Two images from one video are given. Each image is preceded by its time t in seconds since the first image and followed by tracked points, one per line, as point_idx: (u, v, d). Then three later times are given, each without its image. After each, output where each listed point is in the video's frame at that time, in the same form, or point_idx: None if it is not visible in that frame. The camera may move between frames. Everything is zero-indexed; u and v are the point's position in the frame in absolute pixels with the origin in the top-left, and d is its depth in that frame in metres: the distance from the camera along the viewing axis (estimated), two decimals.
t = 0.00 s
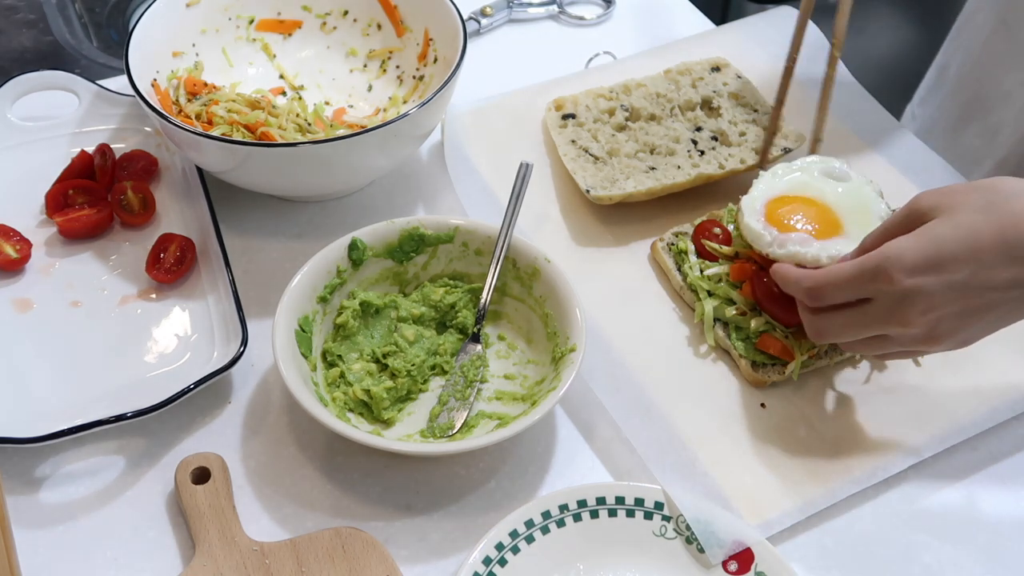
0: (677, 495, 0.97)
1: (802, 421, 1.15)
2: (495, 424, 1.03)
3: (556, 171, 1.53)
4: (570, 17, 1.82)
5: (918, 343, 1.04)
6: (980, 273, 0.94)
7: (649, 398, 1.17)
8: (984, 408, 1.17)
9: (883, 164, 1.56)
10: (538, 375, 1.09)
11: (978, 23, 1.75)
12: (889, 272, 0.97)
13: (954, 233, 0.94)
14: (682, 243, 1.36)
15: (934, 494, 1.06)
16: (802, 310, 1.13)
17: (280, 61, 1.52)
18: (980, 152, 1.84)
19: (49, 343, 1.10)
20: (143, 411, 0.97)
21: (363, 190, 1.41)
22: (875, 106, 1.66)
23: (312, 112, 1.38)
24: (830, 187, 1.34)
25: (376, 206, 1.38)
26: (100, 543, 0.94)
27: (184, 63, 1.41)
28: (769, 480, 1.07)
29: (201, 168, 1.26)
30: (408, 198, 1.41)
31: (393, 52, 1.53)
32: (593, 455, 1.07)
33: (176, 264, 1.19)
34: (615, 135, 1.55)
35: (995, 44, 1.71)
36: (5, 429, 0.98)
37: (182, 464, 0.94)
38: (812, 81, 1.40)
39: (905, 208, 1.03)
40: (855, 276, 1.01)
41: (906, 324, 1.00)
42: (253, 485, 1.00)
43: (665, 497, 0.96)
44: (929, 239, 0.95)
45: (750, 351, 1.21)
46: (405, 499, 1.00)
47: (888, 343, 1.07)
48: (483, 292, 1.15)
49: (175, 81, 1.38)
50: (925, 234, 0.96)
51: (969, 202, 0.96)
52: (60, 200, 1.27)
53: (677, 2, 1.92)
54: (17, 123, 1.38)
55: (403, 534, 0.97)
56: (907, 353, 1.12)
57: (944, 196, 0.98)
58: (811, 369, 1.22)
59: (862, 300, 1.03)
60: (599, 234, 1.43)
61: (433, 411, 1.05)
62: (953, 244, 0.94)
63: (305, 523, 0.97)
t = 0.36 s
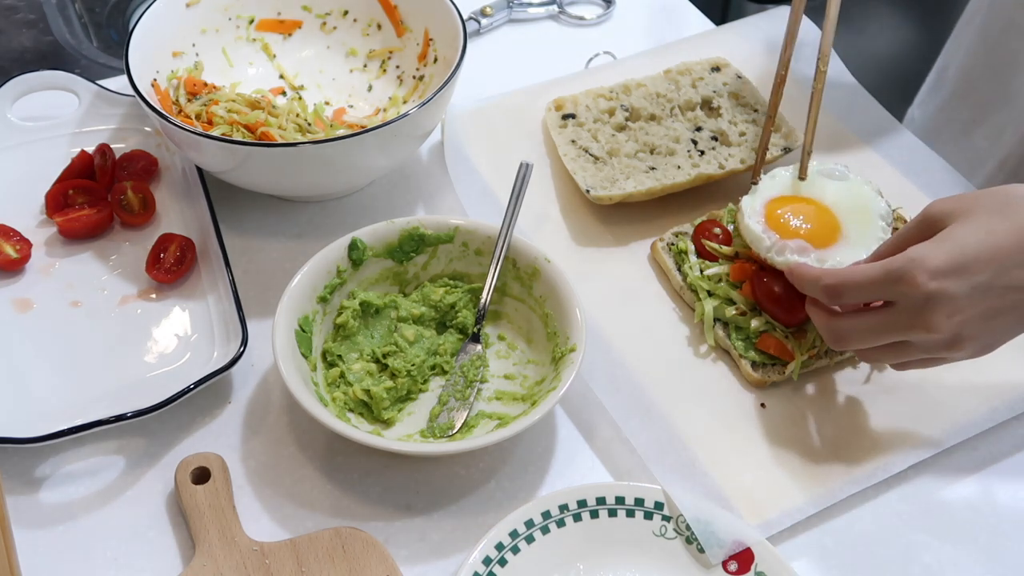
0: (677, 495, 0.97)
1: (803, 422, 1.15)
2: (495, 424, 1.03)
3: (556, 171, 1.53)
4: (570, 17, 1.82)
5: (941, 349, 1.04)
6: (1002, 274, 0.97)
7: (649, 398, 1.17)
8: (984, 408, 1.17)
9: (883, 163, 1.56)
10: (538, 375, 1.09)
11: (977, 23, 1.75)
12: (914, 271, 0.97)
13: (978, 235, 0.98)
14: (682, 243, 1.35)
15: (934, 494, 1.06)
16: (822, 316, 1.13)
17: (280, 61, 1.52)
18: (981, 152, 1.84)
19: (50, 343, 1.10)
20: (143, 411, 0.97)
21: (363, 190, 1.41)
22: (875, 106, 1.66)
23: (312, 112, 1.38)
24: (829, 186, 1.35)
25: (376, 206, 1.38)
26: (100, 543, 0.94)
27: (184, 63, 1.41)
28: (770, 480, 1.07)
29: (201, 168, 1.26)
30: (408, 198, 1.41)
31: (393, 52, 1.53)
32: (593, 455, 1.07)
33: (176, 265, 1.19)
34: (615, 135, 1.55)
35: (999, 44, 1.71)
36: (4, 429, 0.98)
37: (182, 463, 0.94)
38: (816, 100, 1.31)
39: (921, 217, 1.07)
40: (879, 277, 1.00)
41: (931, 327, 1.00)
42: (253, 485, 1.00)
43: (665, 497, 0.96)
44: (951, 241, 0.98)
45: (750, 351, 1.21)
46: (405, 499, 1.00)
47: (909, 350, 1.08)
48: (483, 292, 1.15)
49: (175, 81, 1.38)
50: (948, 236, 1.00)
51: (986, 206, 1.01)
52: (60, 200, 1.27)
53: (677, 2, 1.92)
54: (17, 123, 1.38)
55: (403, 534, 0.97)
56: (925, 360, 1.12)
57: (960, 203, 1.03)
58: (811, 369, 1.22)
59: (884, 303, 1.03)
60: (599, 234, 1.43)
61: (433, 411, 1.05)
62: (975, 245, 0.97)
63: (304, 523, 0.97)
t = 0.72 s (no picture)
0: (677, 495, 0.97)
1: (803, 421, 1.15)
2: (495, 424, 1.03)
3: (556, 171, 1.53)
4: (570, 17, 1.83)
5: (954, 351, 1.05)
6: (1010, 275, 1.01)
7: (649, 398, 1.17)
8: (984, 408, 1.17)
9: (883, 163, 1.56)
10: (538, 375, 1.09)
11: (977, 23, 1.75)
12: (930, 273, 0.99)
13: (988, 238, 1.02)
14: (682, 243, 1.35)
15: (934, 495, 1.06)
16: (835, 317, 1.14)
17: (280, 61, 1.52)
18: (981, 152, 1.84)
19: (49, 343, 1.10)
20: (143, 411, 0.97)
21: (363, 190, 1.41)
22: (875, 106, 1.66)
23: (312, 112, 1.38)
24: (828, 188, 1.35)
25: (376, 206, 1.39)
26: (100, 543, 0.94)
27: (184, 63, 1.41)
28: (770, 480, 1.08)
29: (201, 168, 1.26)
30: (408, 198, 1.41)
31: (393, 52, 1.53)
32: (593, 455, 1.07)
33: (176, 265, 1.19)
34: (615, 135, 1.54)
35: (1001, 44, 1.71)
36: (4, 429, 0.98)
37: (182, 463, 0.94)
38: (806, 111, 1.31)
39: (926, 220, 1.10)
40: (893, 278, 1.01)
41: (949, 331, 1.01)
42: (253, 485, 1.00)
43: (665, 497, 0.96)
44: (961, 244, 1.01)
45: (750, 351, 1.21)
46: (405, 499, 1.00)
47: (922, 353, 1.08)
48: (483, 292, 1.15)
49: (175, 81, 1.38)
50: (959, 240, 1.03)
51: (989, 209, 1.05)
52: (61, 200, 1.27)
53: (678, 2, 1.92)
54: (17, 123, 1.38)
55: (403, 534, 0.97)
56: (937, 364, 1.12)
57: (962, 207, 1.07)
58: (811, 369, 1.22)
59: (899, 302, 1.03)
60: (599, 235, 1.43)
61: (433, 411, 1.05)
62: (985, 248, 1.01)
63: (304, 523, 0.97)
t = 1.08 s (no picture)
0: (677, 495, 0.97)
1: (803, 421, 1.15)
2: (495, 424, 1.03)
3: (556, 171, 1.53)
4: (570, 17, 1.83)
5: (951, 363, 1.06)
6: (1007, 288, 1.01)
7: (650, 398, 1.17)
8: (984, 409, 1.17)
9: (883, 163, 1.56)
10: (538, 375, 1.09)
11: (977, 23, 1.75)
12: (926, 288, 0.99)
13: (983, 251, 1.02)
14: (682, 243, 1.36)
15: (935, 495, 1.06)
16: (832, 325, 1.15)
17: (280, 61, 1.52)
18: (981, 151, 1.84)
19: (49, 343, 1.10)
20: (143, 411, 0.97)
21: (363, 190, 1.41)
22: (875, 106, 1.66)
23: (313, 112, 1.38)
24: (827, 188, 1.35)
25: (376, 206, 1.39)
26: (100, 543, 0.94)
27: (184, 63, 1.41)
28: (770, 481, 1.07)
29: (201, 168, 1.26)
30: (408, 198, 1.41)
31: (393, 52, 1.53)
32: (593, 455, 1.07)
33: (176, 265, 1.19)
34: (615, 135, 1.54)
35: (1000, 44, 1.71)
36: (4, 429, 0.98)
37: (182, 464, 0.94)
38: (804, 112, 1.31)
39: (920, 230, 1.10)
40: (891, 291, 1.01)
41: (947, 344, 1.01)
42: (253, 485, 1.00)
43: (665, 497, 0.96)
44: (958, 257, 1.02)
45: (750, 351, 1.21)
46: (405, 499, 1.00)
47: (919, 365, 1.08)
48: (483, 292, 1.15)
49: (175, 81, 1.38)
50: (955, 252, 1.04)
51: (985, 222, 1.05)
52: (61, 200, 1.27)
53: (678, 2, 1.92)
54: (18, 123, 1.38)
55: (403, 534, 0.97)
56: (934, 376, 1.12)
57: (957, 218, 1.08)
58: (811, 369, 1.22)
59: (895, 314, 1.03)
60: (599, 235, 1.43)
61: (433, 411, 1.05)
62: (981, 260, 1.01)
63: (304, 523, 0.97)
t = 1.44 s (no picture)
0: (677, 495, 0.97)
1: (803, 422, 1.15)
2: (495, 424, 1.03)
3: (556, 171, 1.53)
4: (570, 17, 1.83)
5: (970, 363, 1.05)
6: None
7: (649, 398, 1.17)
8: (984, 409, 1.17)
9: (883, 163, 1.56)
10: (538, 375, 1.10)
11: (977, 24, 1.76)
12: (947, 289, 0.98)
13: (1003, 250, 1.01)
14: (682, 243, 1.36)
15: (934, 495, 1.06)
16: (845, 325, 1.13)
17: (280, 61, 1.52)
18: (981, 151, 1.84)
19: (49, 343, 1.10)
20: (143, 411, 0.97)
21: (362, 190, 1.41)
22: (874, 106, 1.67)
23: (313, 112, 1.38)
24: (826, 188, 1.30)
25: (376, 206, 1.39)
26: (100, 543, 0.94)
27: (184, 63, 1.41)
28: (770, 481, 1.07)
29: (201, 168, 1.26)
30: (408, 198, 1.41)
31: (393, 52, 1.53)
32: (593, 455, 1.07)
33: (176, 265, 1.19)
34: (615, 135, 1.54)
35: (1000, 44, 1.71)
36: (4, 429, 0.98)
37: (183, 463, 0.94)
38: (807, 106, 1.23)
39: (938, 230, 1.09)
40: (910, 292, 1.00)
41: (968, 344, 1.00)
42: (253, 485, 1.00)
43: (665, 497, 0.96)
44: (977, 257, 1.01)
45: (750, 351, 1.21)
46: (405, 499, 1.00)
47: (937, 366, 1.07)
48: (483, 292, 1.15)
49: (175, 81, 1.38)
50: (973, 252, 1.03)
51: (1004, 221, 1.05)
52: (61, 200, 1.27)
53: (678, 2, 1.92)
54: (18, 124, 1.38)
55: (403, 534, 0.97)
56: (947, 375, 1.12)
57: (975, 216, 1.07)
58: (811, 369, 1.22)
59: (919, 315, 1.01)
60: (599, 234, 1.43)
61: (433, 411, 1.05)
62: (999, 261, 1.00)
63: (304, 523, 0.97)
